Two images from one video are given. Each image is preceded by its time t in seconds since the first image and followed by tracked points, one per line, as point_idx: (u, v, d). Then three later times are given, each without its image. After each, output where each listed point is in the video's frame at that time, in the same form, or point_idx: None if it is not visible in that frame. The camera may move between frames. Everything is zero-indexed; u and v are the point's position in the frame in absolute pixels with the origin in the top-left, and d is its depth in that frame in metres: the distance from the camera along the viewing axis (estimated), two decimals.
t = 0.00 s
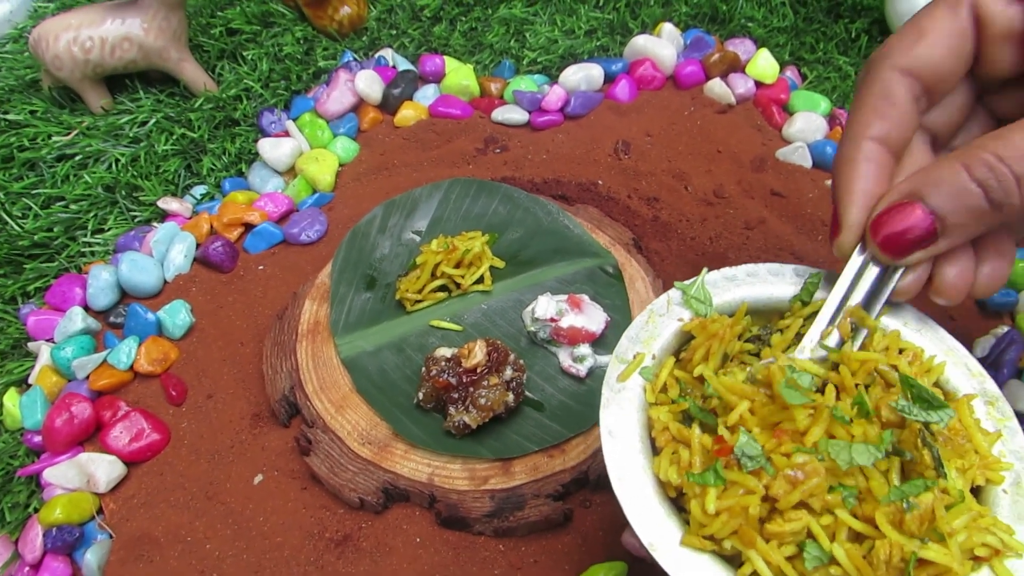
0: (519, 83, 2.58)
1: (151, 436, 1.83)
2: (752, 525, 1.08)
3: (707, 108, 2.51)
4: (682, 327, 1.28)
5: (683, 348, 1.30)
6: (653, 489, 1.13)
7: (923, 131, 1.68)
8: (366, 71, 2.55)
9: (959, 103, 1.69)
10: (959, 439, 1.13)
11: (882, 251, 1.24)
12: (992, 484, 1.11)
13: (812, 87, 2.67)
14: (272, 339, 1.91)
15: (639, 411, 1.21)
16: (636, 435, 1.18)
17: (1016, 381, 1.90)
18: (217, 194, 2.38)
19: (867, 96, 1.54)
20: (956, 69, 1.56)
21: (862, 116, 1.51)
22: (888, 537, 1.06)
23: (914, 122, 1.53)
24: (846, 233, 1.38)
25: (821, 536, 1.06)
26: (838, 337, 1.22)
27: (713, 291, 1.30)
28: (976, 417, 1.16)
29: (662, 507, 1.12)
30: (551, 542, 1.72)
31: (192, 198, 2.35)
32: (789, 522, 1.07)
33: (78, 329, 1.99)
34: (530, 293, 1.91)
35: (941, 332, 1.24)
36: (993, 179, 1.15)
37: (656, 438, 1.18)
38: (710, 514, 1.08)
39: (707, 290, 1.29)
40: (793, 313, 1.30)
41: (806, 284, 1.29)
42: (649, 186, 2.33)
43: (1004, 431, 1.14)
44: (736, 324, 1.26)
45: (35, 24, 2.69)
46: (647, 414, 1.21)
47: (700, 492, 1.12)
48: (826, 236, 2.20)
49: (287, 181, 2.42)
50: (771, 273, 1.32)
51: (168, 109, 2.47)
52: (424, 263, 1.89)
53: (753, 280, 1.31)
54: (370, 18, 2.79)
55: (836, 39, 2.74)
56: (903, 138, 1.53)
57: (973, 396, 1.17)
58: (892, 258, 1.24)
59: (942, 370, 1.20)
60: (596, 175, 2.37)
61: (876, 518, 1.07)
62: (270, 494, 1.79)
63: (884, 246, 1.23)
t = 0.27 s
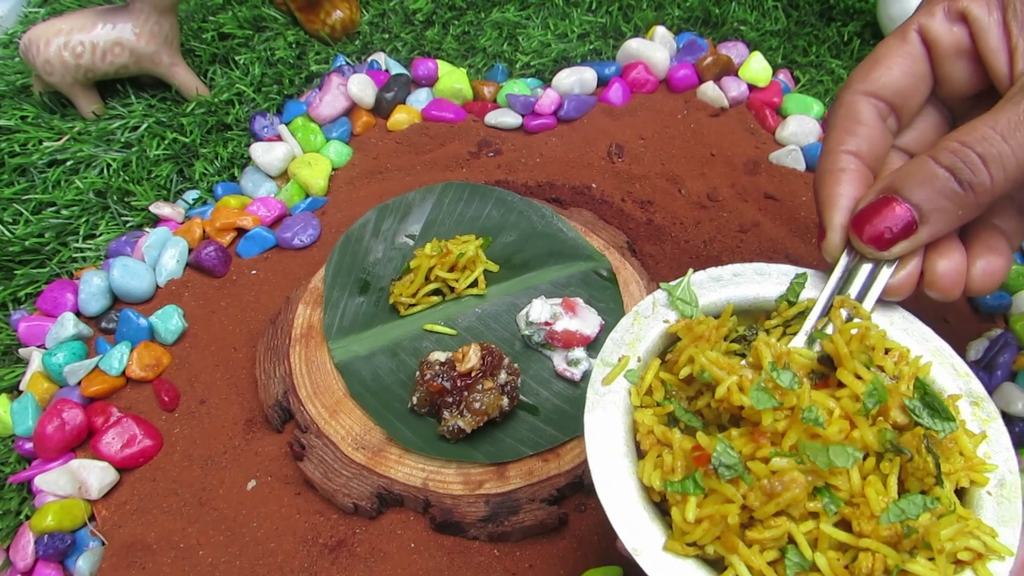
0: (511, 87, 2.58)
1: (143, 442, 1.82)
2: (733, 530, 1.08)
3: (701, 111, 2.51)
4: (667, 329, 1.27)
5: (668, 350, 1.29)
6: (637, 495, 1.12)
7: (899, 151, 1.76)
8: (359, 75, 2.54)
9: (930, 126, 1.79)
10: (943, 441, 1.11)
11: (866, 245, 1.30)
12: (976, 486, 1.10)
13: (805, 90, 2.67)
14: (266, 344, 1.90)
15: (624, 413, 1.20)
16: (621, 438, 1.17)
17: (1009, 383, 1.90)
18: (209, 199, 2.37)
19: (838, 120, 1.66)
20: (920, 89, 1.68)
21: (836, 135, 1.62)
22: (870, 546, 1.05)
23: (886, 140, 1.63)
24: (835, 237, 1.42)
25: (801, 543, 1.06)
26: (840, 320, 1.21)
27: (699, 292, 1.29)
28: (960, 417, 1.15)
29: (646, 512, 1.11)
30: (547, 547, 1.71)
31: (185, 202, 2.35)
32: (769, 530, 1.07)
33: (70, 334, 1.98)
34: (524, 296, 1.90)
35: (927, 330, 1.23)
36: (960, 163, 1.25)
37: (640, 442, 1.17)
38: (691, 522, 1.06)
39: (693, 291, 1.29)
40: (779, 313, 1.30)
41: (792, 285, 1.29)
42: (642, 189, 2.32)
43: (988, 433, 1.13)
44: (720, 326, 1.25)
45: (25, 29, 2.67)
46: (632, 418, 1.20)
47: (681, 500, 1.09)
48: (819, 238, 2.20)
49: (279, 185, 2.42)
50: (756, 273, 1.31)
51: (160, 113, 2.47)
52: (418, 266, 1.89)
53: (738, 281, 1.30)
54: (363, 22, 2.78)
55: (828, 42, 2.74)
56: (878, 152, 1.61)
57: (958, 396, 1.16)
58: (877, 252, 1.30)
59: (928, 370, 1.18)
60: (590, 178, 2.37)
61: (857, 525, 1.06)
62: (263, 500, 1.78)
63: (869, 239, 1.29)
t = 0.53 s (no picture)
0: (507, 89, 2.58)
1: (139, 445, 1.81)
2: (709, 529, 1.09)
3: (696, 114, 2.52)
4: (644, 329, 1.27)
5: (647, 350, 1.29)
6: (614, 496, 1.13)
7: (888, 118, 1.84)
8: (355, 78, 2.53)
9: (922, 93, 1.85)
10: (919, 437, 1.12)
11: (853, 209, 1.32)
12: (951, 481, 1.10)
13: (800, 93, 2.68)
14: (262, 346, 1.90)
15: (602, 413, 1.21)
16: (597, 439, 1.18)
17: (1004, 384, 1.91)
18: (205, 202, 2.38)
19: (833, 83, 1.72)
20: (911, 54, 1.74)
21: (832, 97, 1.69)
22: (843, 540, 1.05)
23: (876, 105, 1.70)
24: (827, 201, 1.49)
25: (777, 539, 1.06)
26: (827, 280, 1.20)
27: (675, 291, 1.28)
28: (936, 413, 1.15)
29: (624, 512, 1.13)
30: (542, 549, 1.71)
31: (181, 205, 2.35)
32: (745, 526, 1.07)
33: (65, 337, 1.98)
34: (521, 298, 1.91)
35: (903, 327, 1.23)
36: (954, 127, 1.26)
37: (617, 442, 1.18)
38: (668, 521, 1.08)
39: (670, 289, 1.27)
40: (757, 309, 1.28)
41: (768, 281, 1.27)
42: (638, 191, 2.33)
43: (963, 427, 1.14)
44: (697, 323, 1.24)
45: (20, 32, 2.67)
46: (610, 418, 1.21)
47: (658, 500, 1.11)
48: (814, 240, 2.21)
49: (275, 188, 2.42)
50: (734, 270, 1.30)
51: (156, 116, 2.46)
52: (414, 269, 1.89)
53: (715, 279, 1.29)
54: (358, 25, 2.78)
55: (824, 45, 2.75)
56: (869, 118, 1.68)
57: (933, 391, 1.16)
58: (865, 215, 1.32)
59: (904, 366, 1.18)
60: (586, 180, 2.37)
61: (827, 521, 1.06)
62: (259, 503, 1.77)
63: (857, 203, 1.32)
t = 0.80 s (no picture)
0: (507, 92, 2.59)
1: (140, 446, 1.82)
2: (703, 513, 1.19)
3: (694, 116, 2.53)
4: (640, 318, 1.36)
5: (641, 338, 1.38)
6: (610, 483, 1.22)
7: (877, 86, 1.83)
8: (354, 80, 2.54)
9: (912, 62, 1.86)
10: (913, 420, 1.21)
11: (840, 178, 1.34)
12: (944, 462, 1.20)
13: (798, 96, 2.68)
14: (263, 348, 1.90)
15: (598, 401, 1.31)
16: (593, 428, 1.27)
17: (1001, 386, 1.92)
18: (206, 204, 2.39)
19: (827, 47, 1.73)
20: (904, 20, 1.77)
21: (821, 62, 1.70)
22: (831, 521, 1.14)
23: (865, 70, 1.71)
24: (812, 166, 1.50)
25: (769, 521, 1.15)
26: (805, 250, 1.24)
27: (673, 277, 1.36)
28: (930, 395, 1.26)
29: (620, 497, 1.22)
30: (542, 550, 1.72)
31: (181, 207, 2.36)
32: (738, 507, 1.16)
33: (66, 339, 1.98)
34: (520, 300, 1.92)
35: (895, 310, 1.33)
36: (942, 92, 1.25)
37: (614, 429, 1.28)
38: (664, 505, 1.17)
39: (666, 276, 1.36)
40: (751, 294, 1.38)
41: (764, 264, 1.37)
42: (638, 194, 2.33)
43: (956, 409, 1.24)
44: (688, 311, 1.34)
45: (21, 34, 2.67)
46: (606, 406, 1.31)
47: (654, 485, 1.20)
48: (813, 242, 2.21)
49: (275, 190, 2.42)
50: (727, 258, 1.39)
51: (156, 118, 2.47)
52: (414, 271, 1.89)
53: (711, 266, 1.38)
54: (358, 27, 2.79)
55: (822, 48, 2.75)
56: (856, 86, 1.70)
57: (928, 373, 1.27)
58: (849, 185, 1.34)
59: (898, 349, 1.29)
60: (585, 183, 2.38)
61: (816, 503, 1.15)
62: (260, 504, 1.78)
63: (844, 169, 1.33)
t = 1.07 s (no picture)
0: (507, 95, 2.60)
1: (142, 447, 1.83)
2: (681, 515, 1.26)
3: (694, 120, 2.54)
4: (621, 318, 1.44)
5: (624, 337, 1.46)
6: (592, 485, 1.29)
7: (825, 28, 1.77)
8: (356, 83, 2.55)
9: None
10: (892, 420, 1.31)
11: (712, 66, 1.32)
12: (923, 462, 1.29)
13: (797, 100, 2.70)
14: (264, 349, 1.91)
15: (581, 402, 1.37)
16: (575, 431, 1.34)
17: (998, 388, 1.93)
18: (208, 206, 2.40)
19: None
20: None
21: None
22: (807, 521, 1.22)
23: None
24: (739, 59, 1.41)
25: (746, 522, 1.23)
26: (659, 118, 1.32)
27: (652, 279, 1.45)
28: (911, 395, 1.35)
29: (599, 500, 1.28)
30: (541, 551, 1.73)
31: (182, 209, 2.37)
32: (717, 510, 1.24)
33: (69, 340, 1.99)
34: (520, 303, 1.92)
35: (878, 309, 1.43)
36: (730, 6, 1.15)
37: (596, 430, 1.34)
38: (644, 507, 1.24)
39: (647, 279, 1.43)
40: (732, 296, 1.46)
41: (744, 268, 1.45)
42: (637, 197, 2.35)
43: (935, 409, 1.32)
44: (674, 313, 1.42)
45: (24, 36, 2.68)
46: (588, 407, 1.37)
47: (634, 487, 1.27)
48: (812, 245, 2.23)
49: (277, 192, 2.43)
50: (711, 258, 1.49)
51: (158, 120, 2.48)
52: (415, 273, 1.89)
53: (690, 270, 1.48)
54: (360, 30, 2.80)
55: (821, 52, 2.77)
56: None
57: (907, 373, 1.36)
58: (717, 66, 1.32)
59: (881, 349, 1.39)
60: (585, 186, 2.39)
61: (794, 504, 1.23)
62: (261, 505, 1.79)
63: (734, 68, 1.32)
